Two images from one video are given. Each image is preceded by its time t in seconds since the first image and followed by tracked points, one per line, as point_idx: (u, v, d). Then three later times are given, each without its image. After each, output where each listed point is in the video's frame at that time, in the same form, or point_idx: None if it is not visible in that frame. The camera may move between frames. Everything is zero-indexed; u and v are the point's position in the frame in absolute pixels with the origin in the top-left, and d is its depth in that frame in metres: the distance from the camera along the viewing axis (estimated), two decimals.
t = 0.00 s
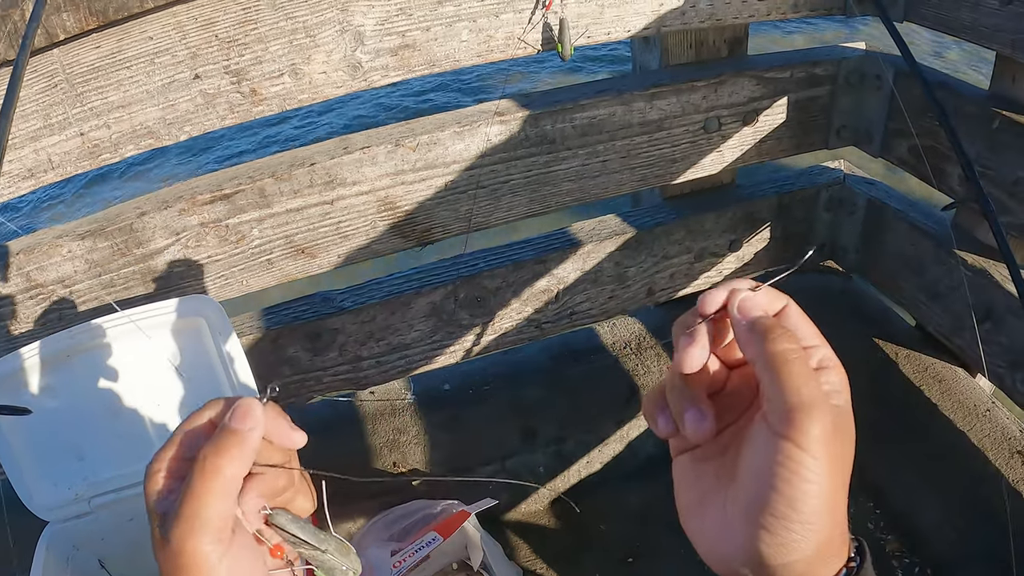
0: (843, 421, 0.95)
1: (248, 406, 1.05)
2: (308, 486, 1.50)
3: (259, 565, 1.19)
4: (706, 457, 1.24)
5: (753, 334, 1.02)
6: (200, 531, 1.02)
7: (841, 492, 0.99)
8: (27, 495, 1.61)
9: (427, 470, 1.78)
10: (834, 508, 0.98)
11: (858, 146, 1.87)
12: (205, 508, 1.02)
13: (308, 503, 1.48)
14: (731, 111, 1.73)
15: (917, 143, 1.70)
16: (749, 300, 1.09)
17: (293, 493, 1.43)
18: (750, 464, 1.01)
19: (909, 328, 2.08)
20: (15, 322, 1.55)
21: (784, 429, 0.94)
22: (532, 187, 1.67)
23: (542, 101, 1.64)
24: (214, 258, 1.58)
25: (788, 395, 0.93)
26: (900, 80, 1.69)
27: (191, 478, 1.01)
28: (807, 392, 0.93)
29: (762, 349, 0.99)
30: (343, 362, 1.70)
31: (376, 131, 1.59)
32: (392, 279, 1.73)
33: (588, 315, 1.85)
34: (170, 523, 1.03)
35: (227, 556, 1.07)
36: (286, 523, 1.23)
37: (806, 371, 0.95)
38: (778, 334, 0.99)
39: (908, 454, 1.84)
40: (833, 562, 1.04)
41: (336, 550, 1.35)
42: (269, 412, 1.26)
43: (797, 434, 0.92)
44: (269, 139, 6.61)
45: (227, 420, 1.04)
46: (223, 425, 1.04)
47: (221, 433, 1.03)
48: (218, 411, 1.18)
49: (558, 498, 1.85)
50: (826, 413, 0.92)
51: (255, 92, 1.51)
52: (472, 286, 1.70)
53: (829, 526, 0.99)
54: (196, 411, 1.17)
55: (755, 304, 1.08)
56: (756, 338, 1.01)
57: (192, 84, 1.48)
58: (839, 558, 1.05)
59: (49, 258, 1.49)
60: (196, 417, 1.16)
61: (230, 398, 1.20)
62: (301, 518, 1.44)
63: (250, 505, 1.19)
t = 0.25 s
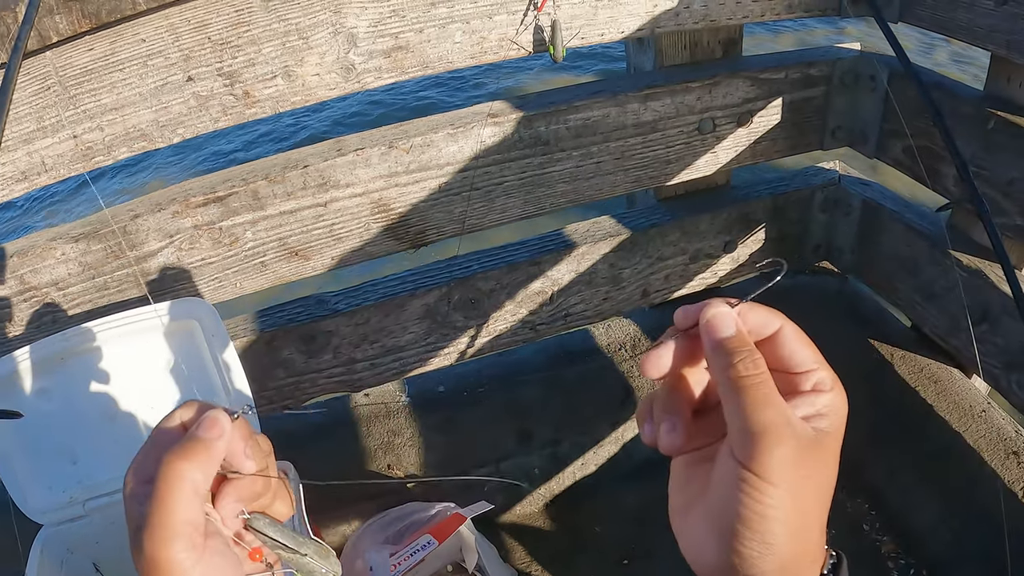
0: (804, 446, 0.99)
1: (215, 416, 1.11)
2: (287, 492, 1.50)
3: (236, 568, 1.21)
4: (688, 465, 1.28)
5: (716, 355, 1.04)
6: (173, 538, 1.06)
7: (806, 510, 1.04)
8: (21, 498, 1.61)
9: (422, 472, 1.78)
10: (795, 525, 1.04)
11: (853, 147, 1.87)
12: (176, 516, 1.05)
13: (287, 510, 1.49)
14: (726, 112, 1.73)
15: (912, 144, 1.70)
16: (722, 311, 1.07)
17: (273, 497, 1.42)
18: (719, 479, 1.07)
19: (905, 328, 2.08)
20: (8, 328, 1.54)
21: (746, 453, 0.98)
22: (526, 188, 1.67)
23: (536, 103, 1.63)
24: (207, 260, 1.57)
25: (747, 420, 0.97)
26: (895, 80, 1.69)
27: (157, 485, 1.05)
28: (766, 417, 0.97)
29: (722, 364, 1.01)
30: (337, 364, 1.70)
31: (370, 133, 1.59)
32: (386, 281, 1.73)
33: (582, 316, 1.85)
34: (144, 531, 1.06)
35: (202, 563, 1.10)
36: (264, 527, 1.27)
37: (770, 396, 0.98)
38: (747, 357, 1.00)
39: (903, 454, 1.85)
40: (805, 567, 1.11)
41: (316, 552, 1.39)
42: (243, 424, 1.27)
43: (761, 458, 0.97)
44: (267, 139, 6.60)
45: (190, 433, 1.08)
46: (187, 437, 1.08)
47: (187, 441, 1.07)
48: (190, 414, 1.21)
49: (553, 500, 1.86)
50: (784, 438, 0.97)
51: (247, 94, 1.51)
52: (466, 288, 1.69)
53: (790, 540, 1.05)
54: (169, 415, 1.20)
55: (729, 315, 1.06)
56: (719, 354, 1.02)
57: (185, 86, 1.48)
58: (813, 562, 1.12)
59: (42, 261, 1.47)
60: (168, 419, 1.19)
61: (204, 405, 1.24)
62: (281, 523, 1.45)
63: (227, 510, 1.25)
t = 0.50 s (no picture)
0: (781, 459, 1.00)
1: (188, 419, 1.14)
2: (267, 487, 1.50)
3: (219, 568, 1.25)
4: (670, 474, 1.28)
5: (693, 366, 1.04)
6: (151, 542, 1.10)
7: (784, 524, 1.05)
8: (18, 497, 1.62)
9: (416, 472, 1.79)
10: (775, 539, 1.04)
11: (846, 148, 1.88)
12: (151, 519, 1.09)
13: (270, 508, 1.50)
14: (718, 113, 1.74)
15: (904, 144, 1.70)
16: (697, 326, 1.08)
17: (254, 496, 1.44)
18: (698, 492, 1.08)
19: (898, 328, 2.08)
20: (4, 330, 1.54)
21: (723, 466, 0.99)
22: (519, 189, 1.68)
23: (529, 104, 1.64)
24: (202, 261, 1.58)
25: (722, 433, 0.98)
26: (887, 81, 1.70)
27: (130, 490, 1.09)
28: (741, 431, 0.98)
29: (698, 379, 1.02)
30: (331, 365, 1.71)
31: (363, 135, 1.59)
32: (380, 282, 1.74)
33: (576, 317, 1.86)
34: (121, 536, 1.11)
35: (180, 565, 1.15)
36: (244, 525, 1.34)
37: (745, 410, 0.99)
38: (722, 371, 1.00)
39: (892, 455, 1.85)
40: None
41: (299, 551, 1.44)
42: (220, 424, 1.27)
43: (737, 471, 0.98)
44: (266, 141, 6.61)
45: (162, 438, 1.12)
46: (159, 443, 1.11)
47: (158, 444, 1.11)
48: (167, 415, 1.22)
49: (547, 500, 1.86)
50: (762, 452, 0.98)
51: (242, 96, 1.52)
52: (459, 289, 1.70)
53: (772, 555, 1.05)
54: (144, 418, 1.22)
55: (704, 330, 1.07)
56: (694, 368, 1.04)
57: (179, 88, 1.49)
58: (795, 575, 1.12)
59: (39, 262, 1.48)
60: (145, 422, 1.20)
61: (179, 406, 1.25)
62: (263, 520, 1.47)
63: (209, 510, 1.30)
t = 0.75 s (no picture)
0: (767, 471, 1.00)
1: (172, 416, 1.16)
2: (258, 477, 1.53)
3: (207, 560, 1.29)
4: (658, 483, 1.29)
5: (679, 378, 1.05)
6: (138, 537, 1.12)
7: (771, 536, 1.04)
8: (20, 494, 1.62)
9: (416, 471, 1.80)
10: (762, 552, 1.04)
11: (843, 149, 1.89)
12: (136, 515, 1.11)
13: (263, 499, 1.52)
14: (716, 114, 1.75)
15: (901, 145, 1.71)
16: (683, 337, 1.10)
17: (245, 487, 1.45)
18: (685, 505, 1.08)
19: (896, 328, 2.09)
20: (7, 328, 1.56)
21: (709, 477, 1.00)
22: (517, 190, 1.69)
23: (527, 105, 1.65)
24: (203, 261, 1.60)
25: (709, 445, 0.99)
26: (883, 82, 1.71)
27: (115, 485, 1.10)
28: (727, 442, 0.98)
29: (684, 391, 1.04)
30: (332, 364, 1.72)
31: (363, 136, 1.61)
32: (379, 281, 1.75)
33: (575, 316, 1.87)
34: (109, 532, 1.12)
35: (168, 558, 1.16)
36: (235, 517, 1.35)
37: (731, 422, 0.99)
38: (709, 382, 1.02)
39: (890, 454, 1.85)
40: None
41: (289, 541, 1.40)
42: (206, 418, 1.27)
43: (724, 482, 0.98)
44: (268, 142, 6.63)
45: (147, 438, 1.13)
46: (144, 442, 1.12)
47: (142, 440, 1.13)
48: (151, 411, 1.21)
49: (546, 499, 1.87)
50: (749, 464, 0.98)
51: (242, 97, 1.53)
52: (458, 289, 1.71)
53: (759, 570, 1.04)
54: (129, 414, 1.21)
55: (692, 340, 1.09)
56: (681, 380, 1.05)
57: (181, 90, 1.50)
58: None
59: (42, 262, 1.49)
60: (133, 418, 1.19)
61: (167, 402, 1.24)
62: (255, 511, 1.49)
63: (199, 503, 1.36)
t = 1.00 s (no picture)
0: (735, 487, 1.04)
1: (151, 415, 1.20)
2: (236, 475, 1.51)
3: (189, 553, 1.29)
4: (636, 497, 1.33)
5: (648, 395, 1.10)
6: (120, 528, 1.14)
7: (739, 552, 1.08)
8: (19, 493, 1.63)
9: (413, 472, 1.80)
10: (731, 569, 1.06)
11: (842, 151, 1.89)
12: (120, 507, 1.13)
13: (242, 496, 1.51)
14: (713, 116, 1.75)
15: (898, 147, 1.72)
16: (655, 351, 1.13)
17: (224, 484, 1.45)
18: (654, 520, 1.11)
19: (895, 330, 2.09)
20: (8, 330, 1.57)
21: (677, 493, 1.04)
22: (515, 192, 1.69)
23: (524, 108, 1.65)
24: (201, 263, 1.60)
25: (677, 461, 1.03)
26: (881, 84, 1.71)
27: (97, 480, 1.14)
28: (695, 459, 1.02)
29: (652, 406, 1.08)
30: (330, 365, 1.73)
31: (361, 138, 1.61)
32: (378, 283, 1.76)
33: (572, 318, 1.87)
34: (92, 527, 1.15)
35: (152, 550, 1.18)
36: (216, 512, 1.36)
37: (700, 438, 1.04)
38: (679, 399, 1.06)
39: (887, 457, 1.86)
40: None
41: (271, 532, 1.42)
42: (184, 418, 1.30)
43: (691, 498, 1.02)
44: (270, 141, 6.64)
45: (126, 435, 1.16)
46: (124, 440, 1.16)
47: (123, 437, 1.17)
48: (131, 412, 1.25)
49: (544, 500, 1.88)
50: (718, 479, 1.03)
51: (240, 100, 1.54)
52: (456, 291, 1.72)
53: None
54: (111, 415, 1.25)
55: (661, 355, 1.13)
56: (649, 396, 1.09)
57: (179, 93, 1.51)
58: None
59: (41, 263, 1.50)
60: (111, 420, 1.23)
61: (144, 403, 1.27)
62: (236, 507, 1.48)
63: (180, 500, 1.34)
